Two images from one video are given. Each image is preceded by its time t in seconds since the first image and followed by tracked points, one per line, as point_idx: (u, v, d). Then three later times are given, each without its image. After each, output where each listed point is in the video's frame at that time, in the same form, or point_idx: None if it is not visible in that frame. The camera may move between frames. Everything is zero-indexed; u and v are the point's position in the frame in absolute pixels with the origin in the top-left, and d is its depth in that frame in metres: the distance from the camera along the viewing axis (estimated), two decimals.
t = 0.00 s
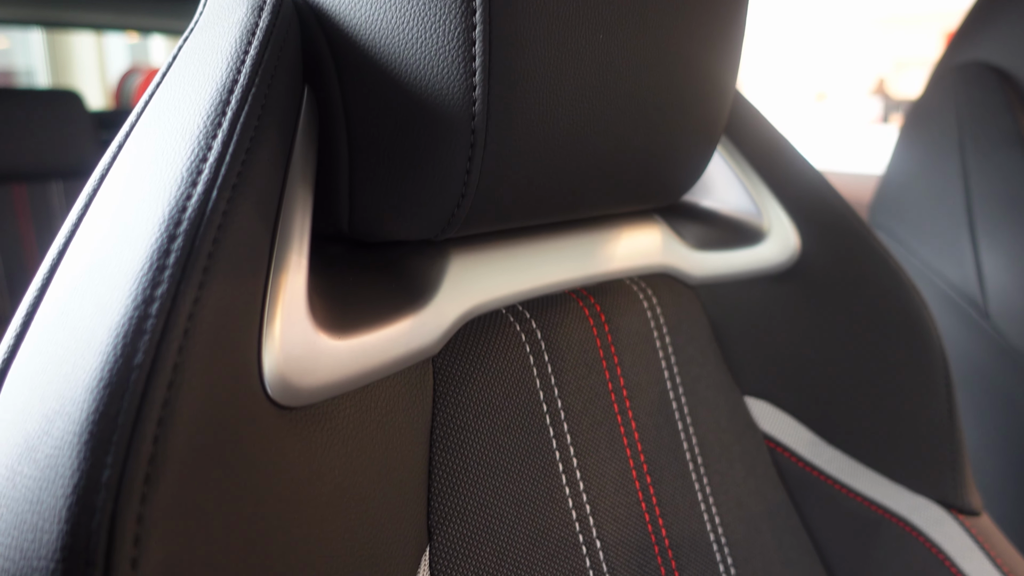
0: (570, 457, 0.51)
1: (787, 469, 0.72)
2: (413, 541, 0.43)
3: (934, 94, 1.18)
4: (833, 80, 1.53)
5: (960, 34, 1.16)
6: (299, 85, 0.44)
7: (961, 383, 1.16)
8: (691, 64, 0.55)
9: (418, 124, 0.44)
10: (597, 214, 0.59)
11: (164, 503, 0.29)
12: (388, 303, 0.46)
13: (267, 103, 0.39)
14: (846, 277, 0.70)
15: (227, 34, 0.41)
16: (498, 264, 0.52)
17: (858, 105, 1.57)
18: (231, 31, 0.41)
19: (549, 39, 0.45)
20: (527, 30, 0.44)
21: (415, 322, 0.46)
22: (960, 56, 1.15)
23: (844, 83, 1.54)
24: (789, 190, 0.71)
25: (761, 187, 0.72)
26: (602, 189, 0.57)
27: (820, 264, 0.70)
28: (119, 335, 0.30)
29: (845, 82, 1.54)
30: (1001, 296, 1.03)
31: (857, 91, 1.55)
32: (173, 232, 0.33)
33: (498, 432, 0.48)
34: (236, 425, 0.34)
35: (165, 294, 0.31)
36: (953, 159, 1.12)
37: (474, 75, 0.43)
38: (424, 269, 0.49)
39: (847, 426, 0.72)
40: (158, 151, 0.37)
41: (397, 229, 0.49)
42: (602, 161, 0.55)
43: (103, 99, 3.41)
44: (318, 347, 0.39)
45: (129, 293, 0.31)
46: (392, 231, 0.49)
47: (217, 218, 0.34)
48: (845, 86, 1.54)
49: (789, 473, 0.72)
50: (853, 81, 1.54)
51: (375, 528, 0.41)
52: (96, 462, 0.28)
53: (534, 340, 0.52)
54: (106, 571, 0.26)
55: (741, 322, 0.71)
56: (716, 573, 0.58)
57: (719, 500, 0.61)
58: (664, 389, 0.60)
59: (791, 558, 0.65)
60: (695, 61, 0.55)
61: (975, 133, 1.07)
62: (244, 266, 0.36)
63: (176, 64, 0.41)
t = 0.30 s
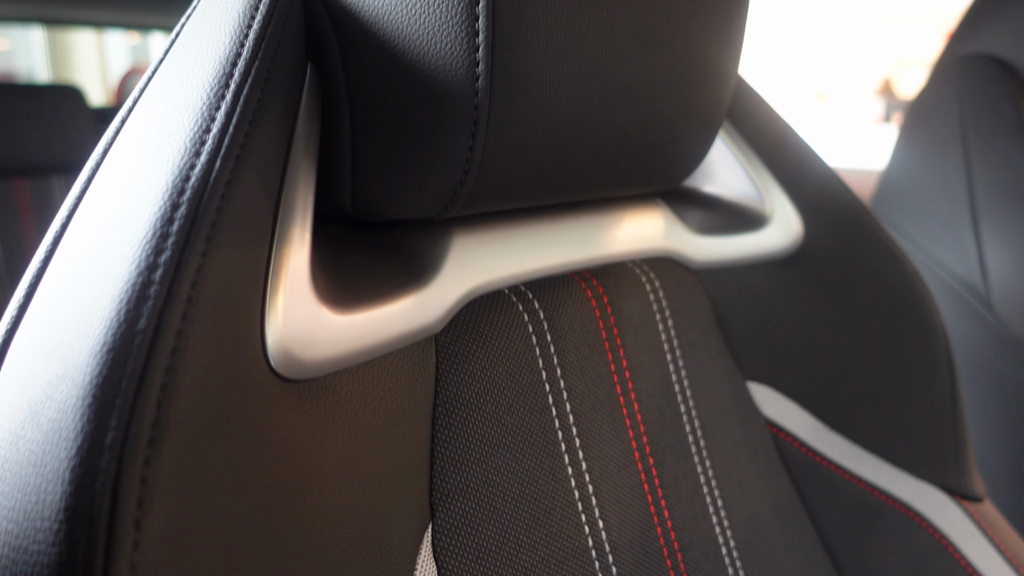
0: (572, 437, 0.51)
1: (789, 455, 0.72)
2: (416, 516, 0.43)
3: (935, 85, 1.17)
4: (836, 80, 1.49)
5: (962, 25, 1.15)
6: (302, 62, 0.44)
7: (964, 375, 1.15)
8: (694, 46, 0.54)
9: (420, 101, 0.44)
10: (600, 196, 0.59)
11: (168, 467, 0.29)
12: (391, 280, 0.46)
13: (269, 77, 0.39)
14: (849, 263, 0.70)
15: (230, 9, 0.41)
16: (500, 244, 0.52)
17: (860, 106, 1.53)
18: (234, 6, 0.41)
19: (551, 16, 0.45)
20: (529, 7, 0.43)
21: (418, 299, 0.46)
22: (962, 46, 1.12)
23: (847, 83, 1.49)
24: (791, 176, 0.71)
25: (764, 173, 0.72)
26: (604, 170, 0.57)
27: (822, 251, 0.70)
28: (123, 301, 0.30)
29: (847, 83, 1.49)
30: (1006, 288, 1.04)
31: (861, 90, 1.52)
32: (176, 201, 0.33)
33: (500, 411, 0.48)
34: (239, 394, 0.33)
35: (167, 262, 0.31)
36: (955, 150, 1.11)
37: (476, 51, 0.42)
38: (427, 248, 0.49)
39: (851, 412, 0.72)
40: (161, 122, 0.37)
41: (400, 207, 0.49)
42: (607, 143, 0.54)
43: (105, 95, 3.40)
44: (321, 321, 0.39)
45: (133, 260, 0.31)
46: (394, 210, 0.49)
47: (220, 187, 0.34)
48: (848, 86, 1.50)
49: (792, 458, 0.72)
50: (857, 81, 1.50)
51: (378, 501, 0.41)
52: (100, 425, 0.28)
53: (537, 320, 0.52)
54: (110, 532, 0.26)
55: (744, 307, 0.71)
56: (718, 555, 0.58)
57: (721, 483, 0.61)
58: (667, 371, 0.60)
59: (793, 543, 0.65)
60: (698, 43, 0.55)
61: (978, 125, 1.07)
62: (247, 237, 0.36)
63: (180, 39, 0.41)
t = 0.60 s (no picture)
0: (573, 415, 0.51)
1: (790, 439, 0.72)
2: (416, 491, 0.43)
3: (937, 77, 1.15)
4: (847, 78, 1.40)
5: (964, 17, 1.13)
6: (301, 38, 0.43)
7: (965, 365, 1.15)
8: (697, 27, 0.54)
9: (421, 77, 0.43)
10: (600, 178, 0.59)
11: (168, 429, 0.28)
12: (391, 256, 0.46)
13: (271, 49, 0.39)
14: (851, 250, 0.70)
15: None
16: (500, 224, 0.52)
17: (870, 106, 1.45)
18: None
19: None
20: None
21: (418, 275, 0.46)
22: (967, 37, 1.10)
23: (859, 80, 1.40)
24: (792, 161, 0.71)
25: (765, 158, 0.72)
26: (606, 152, 0.56)
27: (824, 236, 0.70)
28: (123, 265, 0.30)
29: (861, 82, 1.41)
30: (1010, 278, 1.04)
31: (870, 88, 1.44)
32: (176, 168, 0.32)
33: (500, 388, 0.48)
34: (241, 361, 0.33)
35: (167, 227, 0.31)
36: (955, 140, 1.10)
37: (476, 26, 0.42)
38: (428, 226, 0.49)
39: (852, 397, 0.72)
40: (163, 92, 0.36)
41: (401, 184, 0.48)
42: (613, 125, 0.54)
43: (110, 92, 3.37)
44: (321, 293, 0.39)
45: (133, 226, 0.31)
46: (394, 188, 0.49)
47: (221, 155, 0.34)
48: (863, 86, 1.41)
49: (792, 443, 0.72)
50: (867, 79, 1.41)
51: (379, 474, 0.41)
52: (99, 385, 0.27)
53: (537, 299, 0.52)
54: (108, 491, 0.26)
55: (745, 292, 0.71)
56: (719, 536, 0.58)
57: (721, 465, 0.61)
58: (667, 353, 0.60)
59: (794, 526, 0.65)
60: (701, 24, 0.54)
61: (981, 116, 1.06)
62: (249, 206, 0.35)
63: (183, 12, 0.41)
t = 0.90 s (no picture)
0: (572, 393, 0.51)
1: (791, 422, 0.71)
2: (415, 463, 0.43)
3: (939, 67, 1.15)
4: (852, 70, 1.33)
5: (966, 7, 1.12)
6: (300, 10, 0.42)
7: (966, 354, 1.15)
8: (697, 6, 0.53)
9: (419, 52, 0.43)
10: (600, 159, 0.59)
11: (166, 389, 0.28)
12: (391, 231, 0.46)
13: (270, 19, 0.38)
14: (851, 233, 0.69)
15: None
16: (500, 203, 0.52)
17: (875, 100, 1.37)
18: None
19: None
20: None
21: (417, 251, 0.46)
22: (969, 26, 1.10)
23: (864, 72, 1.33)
24: (792, 145, 0.71)
25: (764, 141, 0.72)
26: (607, 132, 0.56)
27: (824, 220, 0.70)
28: (121, 227, 0.30)
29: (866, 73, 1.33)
30: (1009, 266, 1.03)
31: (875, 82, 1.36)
32: (174, 134, 0.32)
33: (500, 365, 0.48)
34: (240, 327, 0.33)
35: (166, 191, 0.31)
36: (957, 129, 1.10)
37: None
38: (428, 201, 0.49)
39: (853, 381, 0.72)
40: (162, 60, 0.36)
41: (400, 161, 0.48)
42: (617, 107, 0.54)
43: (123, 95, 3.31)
44: (321, 264, 0.39)
45: (131, 189, 0.31)
46: (393, 166, 0.48)
47: (219, 122, 0.34)
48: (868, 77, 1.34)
49: (794, 426, 0.71)
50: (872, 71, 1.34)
51: (378, 446, 0.41)
52: (97, 343, 0.27)
53: (537, 277, 0.52)
54: (105, 448, 0.26)
55: (745, 275, 0.71)
56: (719, 516, 0.58)
57: (721, 446, 0.61)
58: (667, 334, 0.60)
59: (795, 508, 0.65)
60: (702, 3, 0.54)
61: (983, 107, 1.05)
62: (249, 175, 0.35)
63: None
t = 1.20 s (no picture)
0: (572, 370, 0.51)
1: (791, 406, 0.71)
2: (415, 436, 0.43)
3: (942, 57, 1.13)
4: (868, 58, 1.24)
5: None
6: None
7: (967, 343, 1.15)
8: None
9: (416, 24, 0.42)
10: (600, 140, 0.58)
11: (165, 346, 0.28)
12: (390, 206, 0.46)
13: None
14: (852, 218, 0.69)
15: None
16: (498, 182, 0.52)
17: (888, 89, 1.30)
18: None
19: None
20: None
21: (415, 226, 0.46)
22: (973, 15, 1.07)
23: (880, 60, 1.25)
24: (793, 129, 0.71)
25: (763, 124, 0.72)
26: (608, 112, 0.56)
27: (825, 204, 0.70)
28: (120, 189, 0.30)
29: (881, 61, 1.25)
30: (1009, 255, 1.03)
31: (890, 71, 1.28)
32: (172, 100, 0.33)
33: (500, 341, 0.48)
34: (239, 293, 0.33)
35: (164, 154, 0.31)
36: (959, 118, 1.09)
37: None
38: (428, 177, 0.49)
39: (853, 364, 0.72)
40: (161, 28, 0.36)
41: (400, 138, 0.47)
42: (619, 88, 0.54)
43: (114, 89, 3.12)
44: (319, 235, 0.39)
45: (129, 153, 0.31)
46: (393, 142, 0.47)
47: (218, 89, 0.34)
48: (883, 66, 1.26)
49: (793, 409, 0.71)
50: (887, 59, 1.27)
51: (377, 418, 0.41)
52: (95, 302, 0.28)
53: (536, 254, 0.52)
54: (104, 402, 0.26)
55: (746, 258, 0.70)
56: (719, 497, 0.58)
57: (721, 427, 0.61)
58: (667, 315, 0.60)
59: (795, 490, 0.65)
60: None
61: (984, 98, 1.04)
62: (249, 143, 0.35)
63: None
